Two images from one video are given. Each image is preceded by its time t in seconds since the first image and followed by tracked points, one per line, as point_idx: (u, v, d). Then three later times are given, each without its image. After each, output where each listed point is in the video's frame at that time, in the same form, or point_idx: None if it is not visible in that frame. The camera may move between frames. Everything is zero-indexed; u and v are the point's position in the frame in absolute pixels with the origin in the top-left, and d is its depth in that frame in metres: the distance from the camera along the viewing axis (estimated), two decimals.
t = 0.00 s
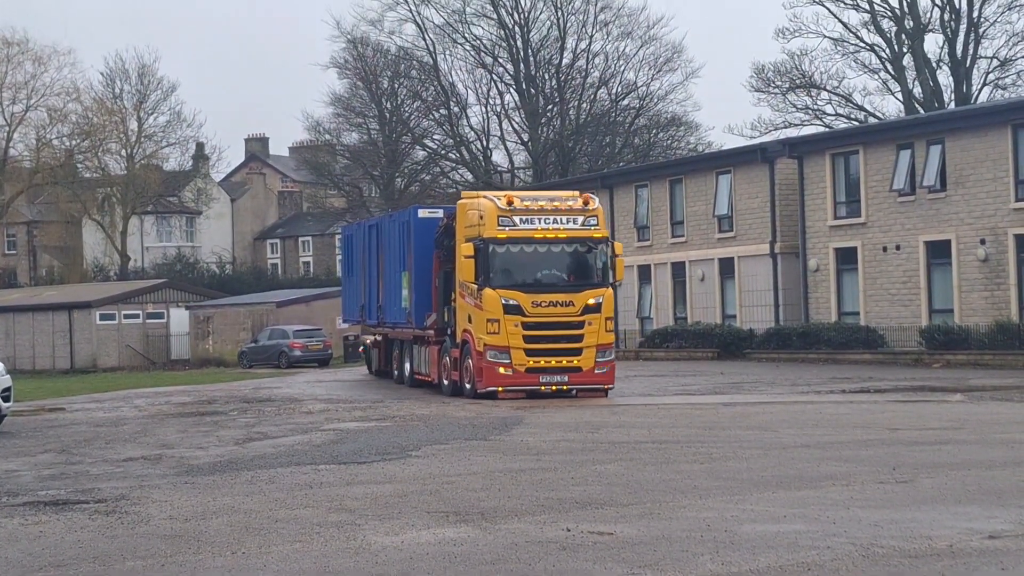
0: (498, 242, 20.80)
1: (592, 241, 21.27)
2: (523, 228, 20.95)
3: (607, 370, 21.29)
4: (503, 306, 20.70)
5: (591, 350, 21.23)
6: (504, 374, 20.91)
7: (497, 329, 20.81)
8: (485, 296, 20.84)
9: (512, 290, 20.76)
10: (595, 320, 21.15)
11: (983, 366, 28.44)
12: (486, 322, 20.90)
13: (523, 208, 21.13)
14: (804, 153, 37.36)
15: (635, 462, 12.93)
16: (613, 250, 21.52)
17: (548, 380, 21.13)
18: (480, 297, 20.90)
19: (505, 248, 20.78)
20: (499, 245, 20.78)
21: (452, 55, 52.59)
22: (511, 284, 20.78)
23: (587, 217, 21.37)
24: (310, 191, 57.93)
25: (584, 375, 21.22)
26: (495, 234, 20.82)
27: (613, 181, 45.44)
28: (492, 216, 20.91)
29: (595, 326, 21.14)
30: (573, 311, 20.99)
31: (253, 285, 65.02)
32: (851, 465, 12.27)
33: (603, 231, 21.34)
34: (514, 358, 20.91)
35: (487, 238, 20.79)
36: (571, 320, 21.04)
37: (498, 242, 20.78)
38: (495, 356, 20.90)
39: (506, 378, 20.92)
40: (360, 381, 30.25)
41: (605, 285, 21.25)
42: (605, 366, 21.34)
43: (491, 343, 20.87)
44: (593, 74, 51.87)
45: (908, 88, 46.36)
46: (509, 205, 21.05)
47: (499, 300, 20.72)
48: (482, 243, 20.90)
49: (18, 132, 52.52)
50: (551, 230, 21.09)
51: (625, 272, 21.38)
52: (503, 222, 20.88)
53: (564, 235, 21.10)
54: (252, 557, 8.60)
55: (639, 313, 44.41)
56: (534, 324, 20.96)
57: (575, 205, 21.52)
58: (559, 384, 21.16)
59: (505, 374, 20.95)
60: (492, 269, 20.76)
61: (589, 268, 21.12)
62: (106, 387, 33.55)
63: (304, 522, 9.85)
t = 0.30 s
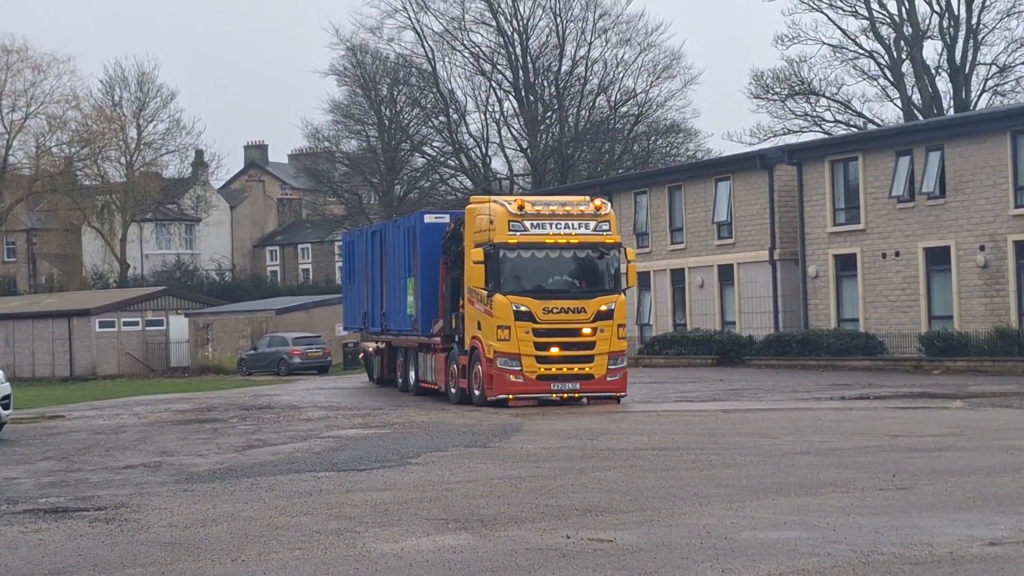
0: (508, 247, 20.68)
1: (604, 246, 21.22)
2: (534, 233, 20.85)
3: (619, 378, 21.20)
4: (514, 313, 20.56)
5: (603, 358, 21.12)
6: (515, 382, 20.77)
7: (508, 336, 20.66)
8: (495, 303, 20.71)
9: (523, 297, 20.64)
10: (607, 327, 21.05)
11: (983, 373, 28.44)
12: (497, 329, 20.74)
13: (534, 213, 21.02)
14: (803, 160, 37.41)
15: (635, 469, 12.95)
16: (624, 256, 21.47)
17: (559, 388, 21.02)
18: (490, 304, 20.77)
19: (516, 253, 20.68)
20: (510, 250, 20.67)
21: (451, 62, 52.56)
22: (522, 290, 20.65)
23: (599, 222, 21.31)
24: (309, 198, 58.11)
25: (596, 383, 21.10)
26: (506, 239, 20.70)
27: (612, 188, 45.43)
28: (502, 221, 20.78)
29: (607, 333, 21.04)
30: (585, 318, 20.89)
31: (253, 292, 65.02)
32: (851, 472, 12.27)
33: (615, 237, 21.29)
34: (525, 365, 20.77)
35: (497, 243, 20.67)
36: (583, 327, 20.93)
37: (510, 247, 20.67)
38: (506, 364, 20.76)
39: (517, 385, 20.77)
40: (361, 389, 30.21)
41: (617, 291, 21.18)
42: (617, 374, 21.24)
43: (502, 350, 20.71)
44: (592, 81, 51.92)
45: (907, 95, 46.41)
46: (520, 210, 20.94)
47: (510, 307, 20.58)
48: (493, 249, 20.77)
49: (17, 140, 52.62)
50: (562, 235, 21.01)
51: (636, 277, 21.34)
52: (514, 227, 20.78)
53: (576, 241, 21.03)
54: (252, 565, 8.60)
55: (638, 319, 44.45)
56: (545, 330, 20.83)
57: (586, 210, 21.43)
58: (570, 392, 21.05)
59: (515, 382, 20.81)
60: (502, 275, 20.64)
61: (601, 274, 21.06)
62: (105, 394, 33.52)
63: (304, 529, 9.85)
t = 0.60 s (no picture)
0: (518, 251, 20.50)
1: (615, 250, 21.07)
2: (544, 237, 20.69)
3: (631, 385, 20.92)
4: (524, 318, 20.34)
5: (614, 364, 20.86)
6: (525, 389, 20.50)
7: (518, 341, 20.41)
8: (505, 308, 20.48)
9: (533, 301, 20.43)
10: (619, 332, 20.81)
11: (983, 379, 28.47)
12: (507, 335, 20.50)
13: (545, 216, 20.87)
14: (802, 166, 37.44)
15: (633, 475, 12.94)
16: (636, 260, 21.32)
17: (570, 395, 20.71)
18: (500, 309, 20.54)
19: (527, 257, 20.49)
20: (521, 254, 20.48)
21: (450, 70, 52.31)
22: (532, 295, 20.46)
23: (610, 225, 21.20)
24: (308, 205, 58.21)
25: (607, 390, 20.82)
26: (516, 243, 20.53)
27: (610, 194, 45.44)
28: (513, 225, 20.62)
29: (619, 338, 20.79)
30: (596, 323, 20.64)
31: (252, 299, 65.01)
32: (850, 478, 12.27)
33: (626, 241, 21.17)
34: (535, 372, 20.50)
35: (507, 247, 20.49)
36: (594, 333, 20.68)
37: (520, 251, 20.49)
38: (516, 370, 20.49)
39: (527, 392, 20.51)
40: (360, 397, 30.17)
41: (629, 296, 21.00)
42: (628, 381, 20.97)
43: (512, 356, 20.45)
44: (590, 87, 51.90)
45: (905, 101, 46.47)
46: (530, 213, 20.77)
47: (520, 312, 20.36)
48: (503, 252, 20.59)
49: (15, 147, 52.60)
50: (573, 238, 20.85)
51: (648, 281, 21.17)
52: (524, 231, 20.60)
53: (587, 244, 20.87)
54: (251, 572, 8.59)
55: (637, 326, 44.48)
56: (556, 336, 20.57)
57: (597, 213, 21.32)
58: (582, 399, 20.74)
59: (525, 389, 20.53)
60: (512, 279, 20.44)
61: (613, 278, 20.89)
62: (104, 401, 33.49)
63: (303, 537, 9.84)
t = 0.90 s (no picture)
0: (528, 258, 20.16)
1: (627, 257, 20.70)
2: (554, 243, 20.32)
3: (642, 394, 20.67)
4: (534, 326, 20.02)
5: (626, 372, 20.58)
6: (535, 398, 20.25)
7: (528, 350, 20.12)
8: (514, 316, 20.17)
9: (543, 309, 20.11)
10: (631, 340, 20.51)
11: (981, 387, 28.46)
12: (516, 343, 20.20)
13: (554, 222, 20.47)
14: (801, 174, 37.45)
15: (632, 484, 12.93)
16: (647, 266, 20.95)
17: (581, 404, 20.47)
18: (509, 317, 20.23)
19: (536, 265, 20.16)
20: (530, 261, 20.14)
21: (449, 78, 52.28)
22: (542, 303, 20.13)
23: (622, 231, 20.79)
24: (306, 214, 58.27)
25: (618, 399, 20.58)
26: (526, 250, 20.16)
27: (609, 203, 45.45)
28: (521, 231, 20.22)
29: (631, 346, 20.50)
30: (607, 331, 20.35)
31: (250, 308, 65.00)
32: (848, 486, 12.27)
33: (638, 247, 20.77)
34: (546, 381, 20.25)
35: (516, 254, 20.14)
36: (605, 341, 20.40)
37: (529, 258, 20.14)
38: (526, 379, 20.23)
39: (537, 402, 20.26)
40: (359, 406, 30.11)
41: (640, 303, 20.64)
42: (640, 390, 20.71)
43: (523, 365, 20.17)
44: (589, 96, 51.96)
45: (903, 109, 46.54)
46: (539, 219, 20.38)
47: (530, 320, 20.04)
48: (511, 259, 20.24)
49: (14, 157, 52.68)
50: (584, 245, 20.48)
51: (660, 289, 20.81)
52: (533, 237, 20.22)
53: (598, 251, 20.50)
54: None
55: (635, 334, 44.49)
56: (567, 344, 20.30)
57: (608, 219, 20.91)
58: (593, 408, 20.50)
59: (536, 398, 20.28)
60: (521, 287, 20.12)
61: (624, 285, 20.52)
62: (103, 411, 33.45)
63: (301, 546, 9.83)
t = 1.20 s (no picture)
0: (537, 256, 19.92)
1: (638, 255, 20.46)
2: (564, 241, 20.08)
3: (654, 394, 20.34)
4: (544, 325, 19.74)
5: (638, 372, 20.25)
6: (545, 398, 19.93)
7: (538, 349, 19.82)
8: (524, 315, 19.90)
9: (553, 308, 19.83)
10: (642, 340, 20.19)
11: (979, 387, 28.50)
12: (526, 342, 19.91)
13: (564, 220, 20.25)
14: (799, 174, 37.45)
15: (631, 484, 12.93)
16: (659, 264, 20.70)
17: (592, 404, 20.14)
18: (518, 316, 19.97)
19: (546, 263, 19.92)
20: (540, 259, 19.90)
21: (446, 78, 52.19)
22: (552, 302, 19.87)
23: (633, 229, 20.57)
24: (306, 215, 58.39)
25: (630, 399, 20.24)
26: (535, 248, 19.94)
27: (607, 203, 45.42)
28: (531, 229, 20.01)
29: (642, 346, 20.17)
30: (619, 330, 20.02)
31: (250, 309, 65.03)
32: (848, 487, 12.27)
33: (649, 245, 20.54)
34: (556, 381, 19.93)
35: (525, 252, 19.92)
36: (616, 340, 20.08)
37: (539, 256, 19.91)
38: (536, 379, 19.91)
39: (548, 402, 19.94)
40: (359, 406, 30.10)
41: (652, 303, 20.37)
42: (652, 390, 20.37)
43: (532, 364, 19.86)
44: (587, 97, 51.97)
45: (902, 109, 46.55)
46: (549, 216, 20.15)
47: (540, 319, 19.77)
48: (521, 257, 20.01)
49: (12, 158, 52.68)
50: (594, 243, 20.24)
51: (672, 287, 20.56)
52: (543, 235, 19.99)
53: (609, 249, 20.26)
54: None
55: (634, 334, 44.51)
56: (577, 344, 19.98)
57: (619, 216, 20.69)
58: (604, 409, 20.16)
59: (546, 398, 19.96)
60: (531, 286, 19.88)
61: (636, 284, 20.28)
62: (102, 412, 33.46)
63: (300, 546, 9.84)
